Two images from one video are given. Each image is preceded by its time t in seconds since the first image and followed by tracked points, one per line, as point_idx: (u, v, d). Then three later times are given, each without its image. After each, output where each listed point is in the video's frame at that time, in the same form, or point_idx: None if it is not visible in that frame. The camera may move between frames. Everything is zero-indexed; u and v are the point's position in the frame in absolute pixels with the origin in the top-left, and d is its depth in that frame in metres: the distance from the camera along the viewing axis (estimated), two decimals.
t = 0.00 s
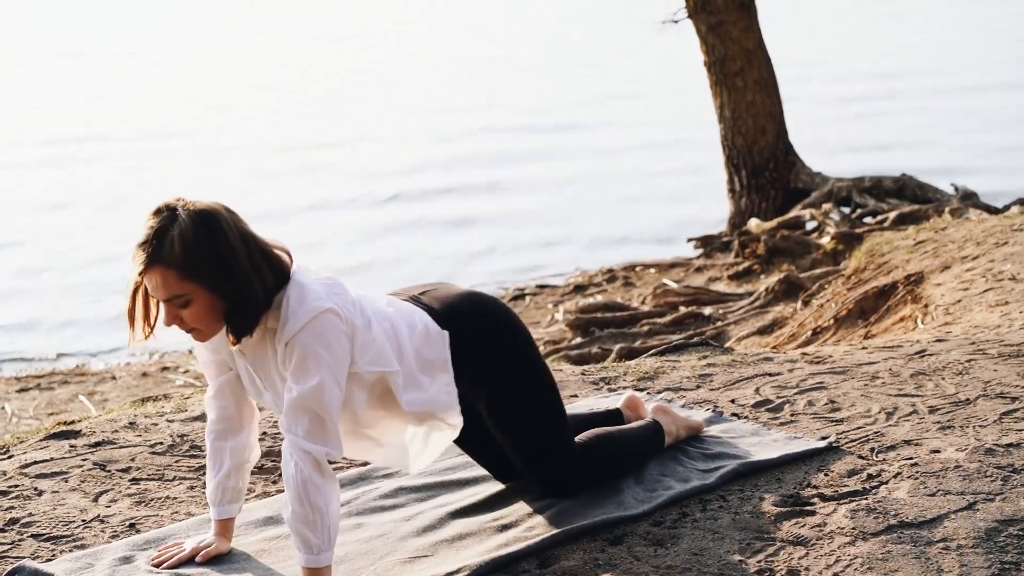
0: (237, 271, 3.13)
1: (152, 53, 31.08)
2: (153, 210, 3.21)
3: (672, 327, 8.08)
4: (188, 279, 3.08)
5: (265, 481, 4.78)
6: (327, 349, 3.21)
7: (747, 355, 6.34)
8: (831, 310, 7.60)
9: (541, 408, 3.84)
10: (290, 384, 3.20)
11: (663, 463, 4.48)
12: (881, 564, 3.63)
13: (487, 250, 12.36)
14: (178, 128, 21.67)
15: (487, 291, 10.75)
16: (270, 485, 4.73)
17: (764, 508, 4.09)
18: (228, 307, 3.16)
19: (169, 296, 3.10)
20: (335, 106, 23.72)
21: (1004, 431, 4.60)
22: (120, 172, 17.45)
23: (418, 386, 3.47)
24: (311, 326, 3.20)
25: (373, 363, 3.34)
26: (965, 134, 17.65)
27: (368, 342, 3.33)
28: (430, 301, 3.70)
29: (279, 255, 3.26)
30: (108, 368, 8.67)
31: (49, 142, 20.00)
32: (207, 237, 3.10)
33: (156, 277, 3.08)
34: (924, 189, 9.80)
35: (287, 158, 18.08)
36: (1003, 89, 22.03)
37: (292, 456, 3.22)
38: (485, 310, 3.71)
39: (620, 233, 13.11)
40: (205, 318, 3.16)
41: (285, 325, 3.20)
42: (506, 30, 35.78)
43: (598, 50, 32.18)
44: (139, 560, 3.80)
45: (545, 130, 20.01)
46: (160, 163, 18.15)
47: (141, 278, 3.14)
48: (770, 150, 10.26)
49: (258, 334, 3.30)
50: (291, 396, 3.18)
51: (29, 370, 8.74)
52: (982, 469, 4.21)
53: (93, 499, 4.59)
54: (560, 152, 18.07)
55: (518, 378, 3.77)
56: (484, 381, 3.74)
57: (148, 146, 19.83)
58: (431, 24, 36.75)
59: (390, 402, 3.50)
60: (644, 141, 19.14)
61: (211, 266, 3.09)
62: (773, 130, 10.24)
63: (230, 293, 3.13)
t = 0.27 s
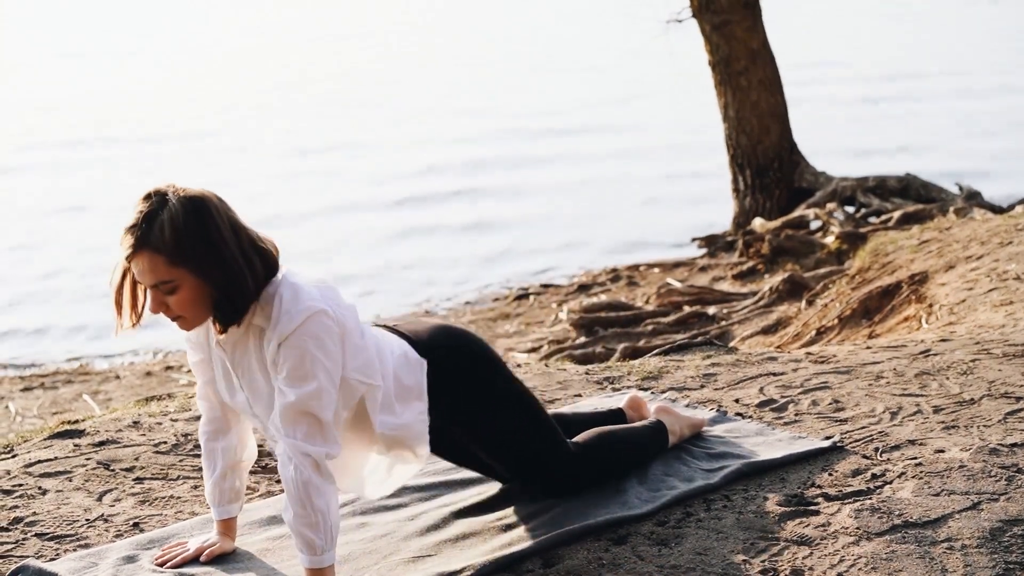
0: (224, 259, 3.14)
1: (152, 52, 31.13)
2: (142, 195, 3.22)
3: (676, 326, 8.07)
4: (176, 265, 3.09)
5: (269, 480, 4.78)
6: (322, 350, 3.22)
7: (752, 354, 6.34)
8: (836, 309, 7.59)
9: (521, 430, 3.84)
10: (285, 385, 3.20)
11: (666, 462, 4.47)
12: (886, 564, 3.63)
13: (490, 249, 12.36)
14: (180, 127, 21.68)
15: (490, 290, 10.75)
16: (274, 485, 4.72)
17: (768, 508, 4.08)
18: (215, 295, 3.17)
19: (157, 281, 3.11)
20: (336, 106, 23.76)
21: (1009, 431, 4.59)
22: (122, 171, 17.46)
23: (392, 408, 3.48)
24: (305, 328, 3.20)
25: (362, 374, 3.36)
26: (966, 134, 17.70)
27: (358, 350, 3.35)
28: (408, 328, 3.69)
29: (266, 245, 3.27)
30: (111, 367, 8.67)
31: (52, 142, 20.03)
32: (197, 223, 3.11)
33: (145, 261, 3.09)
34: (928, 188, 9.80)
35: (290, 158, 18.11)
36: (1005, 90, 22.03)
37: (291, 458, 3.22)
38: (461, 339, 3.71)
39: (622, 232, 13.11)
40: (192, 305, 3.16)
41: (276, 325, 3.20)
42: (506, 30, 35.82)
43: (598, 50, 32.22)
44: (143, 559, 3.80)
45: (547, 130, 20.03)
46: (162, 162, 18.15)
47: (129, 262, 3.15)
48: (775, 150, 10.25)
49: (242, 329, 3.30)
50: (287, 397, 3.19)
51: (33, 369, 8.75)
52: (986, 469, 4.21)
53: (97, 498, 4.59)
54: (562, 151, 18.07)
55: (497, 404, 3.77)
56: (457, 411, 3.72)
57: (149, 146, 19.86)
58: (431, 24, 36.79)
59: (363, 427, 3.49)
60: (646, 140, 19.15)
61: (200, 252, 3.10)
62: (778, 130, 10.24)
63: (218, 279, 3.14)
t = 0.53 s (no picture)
0: (228, 244, 3.16)
1: (153, 52, 31.20)
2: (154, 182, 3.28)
3: (677, 327, 8.07)
4: (181, 245, 3.12)
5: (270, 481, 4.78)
6: (317, 355, 3.24)
7: (754, 354, 6.34)
8: (837, 309, 7.59)
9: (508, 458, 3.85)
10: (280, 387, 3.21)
11: (668, 463, 4.47)
12: (888, 564, 3.63)
13: (491, 249, 12.36)
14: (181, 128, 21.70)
15: (492, 290, 10.75)
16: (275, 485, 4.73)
17: (770, 508, 4.09)
18: (217, 281, 3.20)
19: (160, 263, 3.14)
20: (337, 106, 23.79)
21: (1010, 431, 4.59)
22: (124, 173, 17.48)
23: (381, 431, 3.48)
24: (299, 329, 3.22)
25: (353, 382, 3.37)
26: (967, 132, 17.70)
27: (351, 356, 3.37)
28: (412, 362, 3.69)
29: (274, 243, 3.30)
30: (114, 367, 8.69)
31: (53, 143, 20.07)
32: (205, 207, 3.14)
33: (152, 240, 3.13)
34: (930, 188, 9.79)
35: (290, 158, 18.13)
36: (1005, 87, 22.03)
37: (291, 459, 3.21)
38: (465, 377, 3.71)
39: (624, 232, 13.10)
40: (192, 289, 3.18)
41: (270, 327, 3.21)
42: (506, 30, 35.88)
43: (598, 49, 32.27)
44: (145, 560, 3.80)
45: (547, 129, 20.04)
46: (163, 163, 18.17)
47: (135, 242, 3.18)
48: (776, 149, 10.25)
49: (235, 324, 3.32)
50: (284, 397, 3.19)
51: (36, 369, 8.77)
52: (987, 469, 4.21)
53: (99, 499, 4.60)
54: (562, 150, 18.09)
55: (488, 437, 3.76)
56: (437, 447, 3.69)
57: (150, 146, 19.90)
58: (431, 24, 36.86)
59: (343, 446, 3.48)
60: (647, 140, 19.16)
61: (206, 237, 3.13)
62: (779, 131, 10.24)
63: (223, 267, 3.17)
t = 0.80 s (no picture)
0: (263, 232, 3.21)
1: (154, 52, 31.32)
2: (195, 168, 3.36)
3: (679, 327, 8.07)
4: (215, 223, 3.17)
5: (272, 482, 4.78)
6: (330, 358, 3.25)
7: (755, 354, 6.34)
8: (839, 309, 7.59)
9: (496, 487, 3.84)
10: (293, 388, 3.20)
11: (670, 463, 4.46)
12: (890, 564, 3.63)
13: (492, 249, 12.38)
14: (182, 130, 21.74)
15: (493, 291, 10.76)
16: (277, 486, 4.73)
17: (772, 509, 4.08)
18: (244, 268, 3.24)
19: (190, 236, 3.18)
20: (338, 107, 23.87)
21: (1012, 431, 4.59)
22: (125, 175, 17.51)
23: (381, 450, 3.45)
24: (313, 332, 3.22)
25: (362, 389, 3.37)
26: (967, 133, 17.75)
27: (361, 363, 3.36)
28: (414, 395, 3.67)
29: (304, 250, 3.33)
30: (115, 368, 8.70)
31: (54, 143, 20.14)
32: (247, 190, 3.21)
33: (189, 215, 3.18)
34: (932, 187, 9.79)
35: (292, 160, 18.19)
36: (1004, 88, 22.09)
37: (297, 460, 3.21)
38: (466, 415, 3.70)
39: (625, 232, 13.12)
40: (217, 271, 3.21)
41: (285, 327, 3.20)
42: (506, 30, 36.03)
43: (597, 50, 32.36)
44: (147, 561, 3.80)
45: (547, 129, 20.10)
46: (164, 165, 18.21)
47: (172, 216, 3.24)
48: (778, 150, 10.25)
49: (250, 318, 3.33)
50: (297, 397, 3.20)
51: (38, 370, 8.78)
52: (989, 469, 4.21)
53: (101, 500, 4.60)
54: (563, 151, 18.14)
55: (480, 468, 3.75)
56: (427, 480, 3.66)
57: (152, 147, 19.99)
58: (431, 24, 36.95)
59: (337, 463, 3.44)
60: (647, 141, 19.21)
61: (241, 221, 3.18)
62: (780, 131, 10.24)
63: (250, 256, 3.21)
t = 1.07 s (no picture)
0: (300, 226, 3.28)
1: (154, 52, 31.40)
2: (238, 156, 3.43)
3: (681, 327, 8.07)
4: (254, 210, 3.23)
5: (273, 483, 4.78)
6: (346, 358, 3.25)
7: (757, 354, 6.34)
8: (841, 309, 7.59)
9: (498, 500, 3.82)
10: (308, 385, 3.20)
11: (672, 464, 4.46)
12: (891, 564, 3.63)
13: (494, 250, 12.39)
14: (183, 131, 21.79)
15: (494, 291, 10.76)
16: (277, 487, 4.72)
17: (774, 509, 4.08)
18: (273, 258, 3.29)
19: (223, 222, 3.23)
20: (338, 106, 23.93)
21: (1013, 431, 4.59)
22: (126, 177, 17.54)
23: (391, 459, 3.43)
24: (332, 330, 3.23)
25: (374, 394, 3.36)
26: (966, 137, 17.81)
27: (374, 368, 3.36)
28: (422, 413, 3.65)
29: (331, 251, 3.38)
30: (116, 369, 8.70)
31: (55, 142, 20.18)
32: (290, 185, 3.27)
33: (231, 197, 3.24)
34: (933, 188, 9.79)
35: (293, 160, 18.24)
36: (1003, 92, 22.19)
37: (308, 459, 3.20)
38: (473, 432, 3.67)
39: (626, 233, 13.13)
40: (246, 257, 3.25)
41: (302, 323, 3.21)
42: (505, 30, 36.15)
43: (597, 50, 32.46)
44: (148, 561, 3.79)
45: (547, 130, 20.15)
46: (165, 168, 18.26)
47: (213, 196, 3.29)
48: (780, 150, 10.24)
49: (269, 311, 3.34)
50: (311, 395, 3.20)
51: (39, 371, 8.78)
52: (991, 469, 4.20)
53: (102, 500, 4.59)
54: (563, 151, 18.18)
55: (482, 484, 3.73)
56: (428, 498, 3.63)
57: (153, 149, 20.03)
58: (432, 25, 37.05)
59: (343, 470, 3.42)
60: (647, 142, 19.26)
61: (275, 213, 3.23)
62: (782, 131, 10.23)
63: (280, 249, 3.27)
